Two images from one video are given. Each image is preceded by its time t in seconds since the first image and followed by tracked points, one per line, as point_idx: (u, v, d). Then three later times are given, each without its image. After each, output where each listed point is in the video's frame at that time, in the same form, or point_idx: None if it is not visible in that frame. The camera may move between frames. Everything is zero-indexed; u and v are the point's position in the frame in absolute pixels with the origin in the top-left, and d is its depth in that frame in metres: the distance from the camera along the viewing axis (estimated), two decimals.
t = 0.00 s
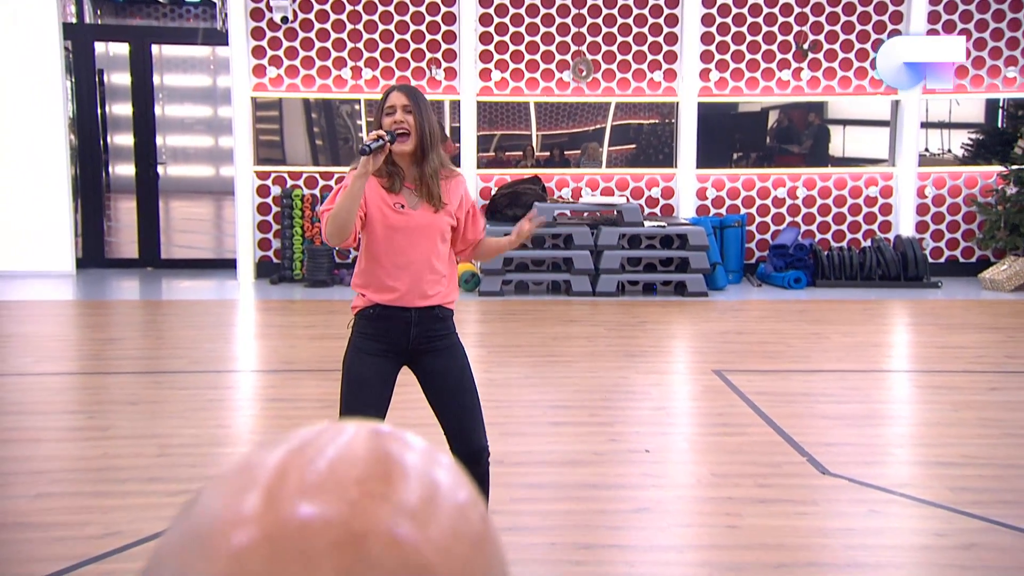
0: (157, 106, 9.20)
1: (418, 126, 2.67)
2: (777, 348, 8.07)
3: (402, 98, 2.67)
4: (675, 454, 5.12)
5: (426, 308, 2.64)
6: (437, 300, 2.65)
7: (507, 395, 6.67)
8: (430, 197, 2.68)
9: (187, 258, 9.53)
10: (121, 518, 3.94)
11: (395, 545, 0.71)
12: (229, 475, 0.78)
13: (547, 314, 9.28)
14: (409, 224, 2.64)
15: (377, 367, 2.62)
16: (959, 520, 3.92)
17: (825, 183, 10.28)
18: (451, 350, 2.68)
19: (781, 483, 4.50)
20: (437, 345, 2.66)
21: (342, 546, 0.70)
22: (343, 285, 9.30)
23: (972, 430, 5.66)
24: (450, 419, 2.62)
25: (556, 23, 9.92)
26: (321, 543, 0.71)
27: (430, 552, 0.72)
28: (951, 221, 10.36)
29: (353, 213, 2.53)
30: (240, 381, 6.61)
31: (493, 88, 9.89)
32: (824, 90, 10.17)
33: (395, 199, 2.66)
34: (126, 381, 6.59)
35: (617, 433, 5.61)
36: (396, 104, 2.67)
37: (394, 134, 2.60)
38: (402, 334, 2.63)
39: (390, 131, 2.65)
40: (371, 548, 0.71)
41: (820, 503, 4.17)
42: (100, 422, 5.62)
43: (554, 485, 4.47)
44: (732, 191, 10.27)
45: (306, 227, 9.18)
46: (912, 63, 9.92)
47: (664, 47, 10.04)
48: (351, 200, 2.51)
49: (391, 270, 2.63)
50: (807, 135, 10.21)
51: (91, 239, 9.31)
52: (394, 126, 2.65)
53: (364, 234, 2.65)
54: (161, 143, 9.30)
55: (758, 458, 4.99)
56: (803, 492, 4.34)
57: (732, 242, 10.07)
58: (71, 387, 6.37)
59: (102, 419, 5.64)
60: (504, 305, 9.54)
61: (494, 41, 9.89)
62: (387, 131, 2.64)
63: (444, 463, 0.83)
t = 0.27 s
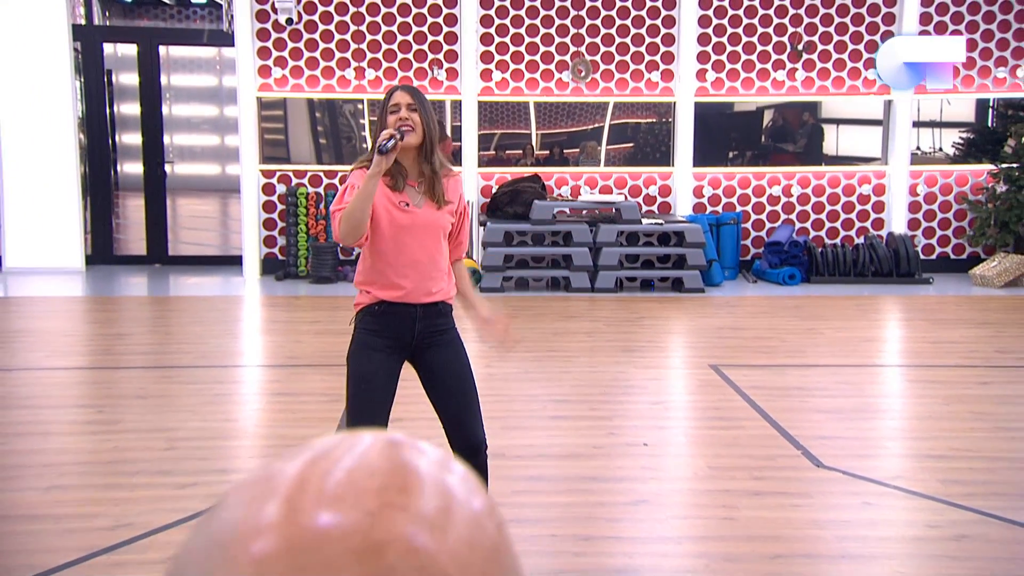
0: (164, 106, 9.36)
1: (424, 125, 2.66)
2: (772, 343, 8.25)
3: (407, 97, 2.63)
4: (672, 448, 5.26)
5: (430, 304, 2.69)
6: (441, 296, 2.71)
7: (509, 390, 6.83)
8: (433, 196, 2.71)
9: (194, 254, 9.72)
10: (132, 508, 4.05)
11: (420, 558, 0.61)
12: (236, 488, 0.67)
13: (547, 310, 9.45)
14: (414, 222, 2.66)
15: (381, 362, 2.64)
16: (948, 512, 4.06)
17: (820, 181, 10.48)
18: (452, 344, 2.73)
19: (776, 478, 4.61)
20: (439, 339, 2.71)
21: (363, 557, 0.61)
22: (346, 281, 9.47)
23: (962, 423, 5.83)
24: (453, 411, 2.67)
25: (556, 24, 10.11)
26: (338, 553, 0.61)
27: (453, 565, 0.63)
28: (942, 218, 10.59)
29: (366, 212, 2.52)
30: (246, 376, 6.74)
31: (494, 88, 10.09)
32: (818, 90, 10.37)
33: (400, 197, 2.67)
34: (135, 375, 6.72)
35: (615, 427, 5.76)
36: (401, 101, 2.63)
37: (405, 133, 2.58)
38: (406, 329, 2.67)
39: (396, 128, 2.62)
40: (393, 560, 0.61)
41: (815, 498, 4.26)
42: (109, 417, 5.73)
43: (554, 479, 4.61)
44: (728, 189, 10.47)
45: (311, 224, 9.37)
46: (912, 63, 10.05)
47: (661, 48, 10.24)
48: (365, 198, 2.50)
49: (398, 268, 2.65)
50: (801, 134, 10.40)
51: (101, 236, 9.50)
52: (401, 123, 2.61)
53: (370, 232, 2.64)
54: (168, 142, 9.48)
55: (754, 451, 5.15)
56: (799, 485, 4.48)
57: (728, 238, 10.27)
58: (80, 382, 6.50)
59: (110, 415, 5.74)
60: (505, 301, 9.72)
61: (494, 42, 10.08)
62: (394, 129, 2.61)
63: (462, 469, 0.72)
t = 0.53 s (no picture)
0: (172, 104, 9.58)
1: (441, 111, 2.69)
2: (767, 337, 8.46)
3: (423, 86, 2.70)
4: (670, 440, 5.41)
5: (444, 290, 2.74)
6: (454, 283, 2.76)
7: (512, 383, 7.02)
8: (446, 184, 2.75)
9: (201, 250, 9.93)
10: (142, 499, 4.13)
11: (441, 556, 0.73)
12: (274, 488, 0.79)
13: (546, 305, 9.65)
14: (427, 210, 2.71)
15: (396, 348, 2.73)
16: (939, 502, 4.19)
17: (812, 178, 10.72)
18: (464, 329, 2.79)
19: (771, 468, 4.76)
20: (453, 324, 2.77)
21: (388, 553, 0.72)
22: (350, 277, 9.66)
23: (950, 415, 6.04)
24: (459, 397, 2.78)
25: (555, 25, 10.31)
26: (365, 552, 0.72)
27: (475, 562, 0.75)
28: (932, 214, 10.85)
29: (388, 199, 2.56)
30: (253, 368, 6.89)
31: (494, 88, 10.31)
32: (812, 90, 10.60)
33: (414, 186, 2.71)
34: (145, 367, 6.87)
35: (614, 420, 5.94)
36: (418, 89, 2.69)
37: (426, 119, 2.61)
38: (421, 315, 2.72)
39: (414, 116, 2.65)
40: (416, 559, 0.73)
41: (808, 487, 4.41)
42: (120, 408, 5.86)
43: (556, 471, 4.71)
44: (724, 187, 10.70)
45: (314, 221, 9.52)
46: (911, 63, 10.36)
47: (658, 48, 10.46)
48: (388, 185, 2.53)
49: (414, 256, 2.71)
50: (794, 132, 10.62)
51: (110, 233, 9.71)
52: (418, 110, 2.65)
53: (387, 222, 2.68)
54: (176, 140, 9.69)
55: (750, 442, 5.32)
56: (794, 476, 4.60)
57: (724, 234, 10.49)
58: (91, 374, 6.64)
59: (119, 406, 5.87)
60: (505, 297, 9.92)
61: (495, 43, 10.29)
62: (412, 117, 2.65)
63: (477, 470, 0.85)
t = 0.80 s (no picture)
0: (180, 102, 9.82)
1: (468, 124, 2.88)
2: (762, 331, 8.68)
3: (452, 100, 2.88)
4: (667, 433, 5.59)
5: (479, 297, 2.89)
6: (490, 290, 2.91)
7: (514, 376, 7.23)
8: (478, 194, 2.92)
9: (209, 245, 10.17)
10: (156, 486, 4.26)
11: (452, 555, 0.83)
12: (299, 488, 0.88)
13: (546, 300, 9.85)
14: (461, 221, 2.87)
15: (429, 349, 2.87)
16: (930, 490, 4.38)
17: (806, 175, 10.99)
18: (496, 335, 2.92)
19: (764, 458, 4.95)
20: (486, 330, 2.91)
21: (405, 554, 0.81)
22: (355, 271, 9.87)
23: (939, 407, 6.25)
24: (482, 400, 2.85)
25: (555, 25, 10.56)
26: (384, 550, 0.81)
27: (483, 560, 0.84)
28: (923, 210, 11.10)
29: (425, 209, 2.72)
30: (260, 361, 7.06)
31: (496, 87, 10.56)
32: (805, 88, 10.84)
33: (447, 198, 2.88)
34: (155, 360, 7.04)
35: (612, 413, 6.12)
36: (447, 104, 2.86)
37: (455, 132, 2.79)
38: (455, 320, 2.88)
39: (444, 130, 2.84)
40: (432, 556, 0.82)
41: (801, 476, 4.59)
42: (129, 399, 6.00)
43: (556, 461, 4.89)
44: (720, 183, 10.96)
45: (321, 216, 9.84)
46: (912, 63, 10.67)
47: (656, 48, 10.70)
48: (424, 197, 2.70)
49: (450, 264, 2.86)
50: (789, 130, 10.84)
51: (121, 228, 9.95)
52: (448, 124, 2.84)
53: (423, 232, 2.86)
54: (185, 137, 9.92)
55: (745, 434, 5.53)
56: (788, 466, 4.78)
57: (720, 230, 10.72)
58: (103, 366, 6.80)
59: (129, 397, 6.01)
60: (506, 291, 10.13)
61: (496, 43, 10.54)
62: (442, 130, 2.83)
63: (485, 471, 0.94)
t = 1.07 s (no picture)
0: (186, 101, 10.01)
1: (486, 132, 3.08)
2: (757, 325, 8.86)
3: (470, 109, 3.08)
4: (663, 427, 5.75)
5: (499, 297, 3.06)
6: (509, 289, 3.07)
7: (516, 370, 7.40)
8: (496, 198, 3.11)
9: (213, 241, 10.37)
10: (161, 477, 4.36)
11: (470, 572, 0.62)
12: (297, 488, 0.68)
13: (545, 295, 10.02)
14: (478, 223, 3.07)
15: (450, 346, 3.03)
16: (923, 483, 4.53)
17: (800, 172, 11.18)
18: (516, 334, 3.07)
19: (758, 451, 5.14)
20: (505, 329, 3.07)
21: (415, 552, 0.62)
22: (357, 266, 10.05)
23: (931, 400, 6.44)
24: (496, 394, 2.94)
25: (553, 26, 10.73)
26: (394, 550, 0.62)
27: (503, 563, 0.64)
28: (914, 207, 11.31)
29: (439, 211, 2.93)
30: (263, 356, 7.19)
31: (495, 86, 10.74)
32: (799, 87, 11.03)
33: (465, 202, 3.09)
34: (161, 354, 7.16)
35: (610, 406, 6.29)
36: (465, 113, 3.07)
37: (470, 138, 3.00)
38: (476, 319, 3.05)
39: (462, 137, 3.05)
40: (444, 558, 0.63)
41: (797, 470, 4.74)
42: (135, 392, 6.12)
43: (552, 454, 5.05)
44: (715, 180, 11.13)
45: (325, 213, 10.05)
46: (909, 63, 10.70)
47: (653, 47, 10.87)
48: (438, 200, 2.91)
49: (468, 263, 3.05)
50: (783, 128, 11.06)
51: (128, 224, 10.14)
52: (466, 132, 3.05)
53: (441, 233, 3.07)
54: (190, 135, 10.10)
55: (739, 427, 5.73)
56: (782, 458, 4.97)
57: (715, 227, 10.92)
58: (110, 361, 6.93)
59: (135, 390, 6.14)
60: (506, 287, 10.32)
61: (495, 43, 10.70)
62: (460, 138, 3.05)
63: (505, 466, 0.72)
